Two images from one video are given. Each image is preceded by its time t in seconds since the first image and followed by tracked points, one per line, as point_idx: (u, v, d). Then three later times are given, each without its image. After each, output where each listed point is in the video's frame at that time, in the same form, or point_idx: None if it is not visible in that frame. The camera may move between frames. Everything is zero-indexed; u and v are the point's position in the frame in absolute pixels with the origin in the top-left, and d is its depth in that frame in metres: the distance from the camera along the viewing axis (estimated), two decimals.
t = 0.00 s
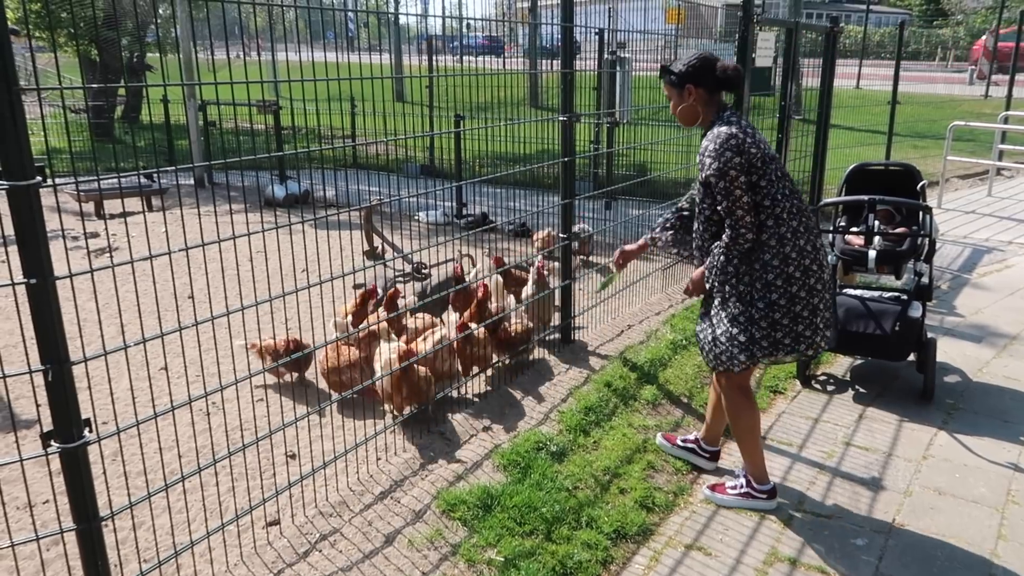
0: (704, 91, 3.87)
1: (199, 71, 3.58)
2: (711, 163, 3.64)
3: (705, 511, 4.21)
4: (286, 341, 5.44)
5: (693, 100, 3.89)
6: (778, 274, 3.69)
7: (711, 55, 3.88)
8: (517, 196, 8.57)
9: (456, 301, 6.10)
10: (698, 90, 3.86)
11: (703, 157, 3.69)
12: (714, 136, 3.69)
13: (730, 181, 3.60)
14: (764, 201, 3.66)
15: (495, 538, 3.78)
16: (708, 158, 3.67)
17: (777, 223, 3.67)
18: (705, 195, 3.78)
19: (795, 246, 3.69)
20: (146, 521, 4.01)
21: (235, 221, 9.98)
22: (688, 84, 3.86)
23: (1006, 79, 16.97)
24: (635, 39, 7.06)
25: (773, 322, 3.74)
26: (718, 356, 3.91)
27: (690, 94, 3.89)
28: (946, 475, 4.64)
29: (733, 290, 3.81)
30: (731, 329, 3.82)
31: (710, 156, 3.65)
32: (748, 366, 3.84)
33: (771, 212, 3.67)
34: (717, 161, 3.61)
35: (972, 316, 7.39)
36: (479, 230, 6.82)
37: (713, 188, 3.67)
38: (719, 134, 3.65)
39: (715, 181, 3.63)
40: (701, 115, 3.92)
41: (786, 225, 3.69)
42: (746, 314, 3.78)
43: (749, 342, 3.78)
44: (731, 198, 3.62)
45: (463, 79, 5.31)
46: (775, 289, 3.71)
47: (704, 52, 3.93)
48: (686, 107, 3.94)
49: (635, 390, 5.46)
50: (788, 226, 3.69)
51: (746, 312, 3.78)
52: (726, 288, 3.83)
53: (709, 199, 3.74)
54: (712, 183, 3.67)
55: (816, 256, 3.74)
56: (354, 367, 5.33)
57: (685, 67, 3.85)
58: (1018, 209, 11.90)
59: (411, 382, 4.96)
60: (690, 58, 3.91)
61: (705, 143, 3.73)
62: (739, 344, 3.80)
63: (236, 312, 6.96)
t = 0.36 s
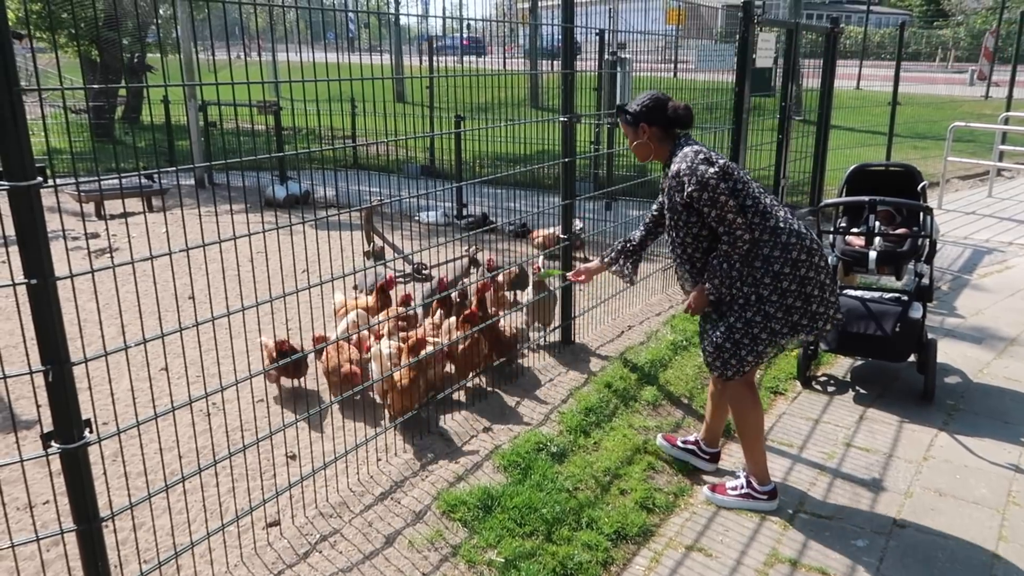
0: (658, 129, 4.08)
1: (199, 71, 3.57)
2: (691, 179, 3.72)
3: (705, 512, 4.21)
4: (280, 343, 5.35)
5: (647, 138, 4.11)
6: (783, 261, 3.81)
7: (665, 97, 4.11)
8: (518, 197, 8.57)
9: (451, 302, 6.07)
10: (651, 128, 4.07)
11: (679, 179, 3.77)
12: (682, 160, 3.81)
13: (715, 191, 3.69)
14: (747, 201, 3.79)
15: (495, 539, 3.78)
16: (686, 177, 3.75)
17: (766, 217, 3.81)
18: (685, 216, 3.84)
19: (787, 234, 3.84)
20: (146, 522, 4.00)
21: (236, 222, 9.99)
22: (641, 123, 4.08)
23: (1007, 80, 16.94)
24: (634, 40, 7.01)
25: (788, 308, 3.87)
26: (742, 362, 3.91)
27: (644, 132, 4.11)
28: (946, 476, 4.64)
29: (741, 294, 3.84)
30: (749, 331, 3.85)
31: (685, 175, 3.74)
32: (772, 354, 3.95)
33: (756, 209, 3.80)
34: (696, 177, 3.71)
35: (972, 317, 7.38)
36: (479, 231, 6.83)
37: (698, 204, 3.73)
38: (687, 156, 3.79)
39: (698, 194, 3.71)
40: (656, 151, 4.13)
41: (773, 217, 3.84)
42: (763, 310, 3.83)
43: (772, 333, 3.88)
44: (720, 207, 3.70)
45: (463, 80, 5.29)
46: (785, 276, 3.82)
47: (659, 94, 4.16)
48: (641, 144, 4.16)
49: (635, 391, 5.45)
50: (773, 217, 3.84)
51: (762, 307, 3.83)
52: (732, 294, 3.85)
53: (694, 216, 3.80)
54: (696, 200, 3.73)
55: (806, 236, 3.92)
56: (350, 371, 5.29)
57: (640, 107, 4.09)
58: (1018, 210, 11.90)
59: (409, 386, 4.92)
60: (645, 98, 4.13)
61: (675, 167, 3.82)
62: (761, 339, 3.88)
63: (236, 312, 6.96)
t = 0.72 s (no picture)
0: (645, 142, 4.09)
1: (198, 72, 3.57)
2: (683, 181, 3.75)
3: (705, 512, 4.21)
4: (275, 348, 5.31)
5: (635, 150, 4.11)
6: (781, 256, 3.84)
7: (652, 110, 4.13)
8: (518, 198, 8.60)
9: (443, 305, 6.10)
10: (639, 141, 4.08)
11: (670, 185, 3.80)
12: (672, 165, 3.84)
13: (707, 191, 3.73)
14: (739, 200, 3.83)
15: (495, 540, 3.77)
16: (677, 181, 3.78)
17: (758, 214, 3.85)
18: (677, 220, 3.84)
19: (781, 229, 3.87)
20: (146, 522, 3.99)
21: (236, 223, 9.98)
22: (629, 135, 4.08)
23: (1006, 81, 16.96)
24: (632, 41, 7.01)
25: (788, 301, 3.88)
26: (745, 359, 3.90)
27: (632, 144, 4.11)
28: (946, 477, 4.64)
29: (740, 292, 3.84)
30: (750, 328, 3.86)
31: (675, 178, 3.78)
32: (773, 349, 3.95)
33: (748, 207, 3.83)
34: (687, 179, 3.74)
35: (972, 318, 7.39)
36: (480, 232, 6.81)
37: (691, 206, 3.75)
38: (677, 161, 3.83)
39: (691, 196, 3.74)
40: (643, 163, 4.14)
41: (765, 214, 3.87)
42: (765, 306, 3.84)
43: (773, 328, 3.88)
44: (714, 207, 3.73)
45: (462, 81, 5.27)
46: (784, 270, 3.84)
47: (646, 107, 4.18)
48: (628, 156, 4.16)
49: (635, 392, 5.45)
50: (766, 213, 3.87)
51: (763, 302, 3.84)
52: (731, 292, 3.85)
53: (688, 219, 3.82)
54: (689, 203, 3.75)
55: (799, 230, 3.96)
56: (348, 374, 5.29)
57: (628, 119, 4.09)
58: (1018, 211, 11.90)
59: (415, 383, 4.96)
60: (632, 111, 4.14)
61: (665, 173, 3.84)
62: (762, 335, 3.88)
63: (236, 312, 6.95)
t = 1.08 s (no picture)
0: (642, 142, 4.08)
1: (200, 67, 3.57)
2: (680, 179, 3.74)
3: (706, 508, 4.21)
4: (275, 333, 5.31)
5: (632, 151, 4.10)
6: (782, 249, 3.83)
7: (648, 111, 4.13)
8: (519, 194, 8.59)
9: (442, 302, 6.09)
10: (635, 141, 4.06)
11: (668, 183, 3.79)
12: (668, 164, 3.83)
13: (705, 187, 3.72)
14: (737, 196, 3.82)
15: (496, 535, 3.78)
16: (675, 178, 3.77)
17: (756, 208, 3.85)
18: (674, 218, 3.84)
19: (781, 223, 3.87)
20: (148, 517, 4.00)
21: (237, 219, 9.98)
22: (626, 136, 4.07)
23: (1007, 78, 16.92)
24: (632, 38, 7.07)
25: (789, 294, 3.88)
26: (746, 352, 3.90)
27: (629, 145, 4.09)
28: (947, 473, 4.64)
29: (741, 286, 3.84)
30: (751, 321, 3.85)
31: (672, 176, 3.77)
32: (774, 341, 3.95)
33: (746, 202, 3.83)
34: (685, 176, 3.74)
35: (973, 315, 7.38)
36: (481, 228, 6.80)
37: (689, 203, 3.75)
38: (674, 159, 3.82)
39: (689, 192, 3.73)
40: (640, 164, 4.12)
41: (763, 208, 3.87)
42: (766, 300, 3.83)
43: (774, 320, 3.88)
44: (713, 202, 3.72)
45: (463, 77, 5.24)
46: (785, 263, 3.83)
47: (641, 108, 4.17)
48: (625, 157, 4.14)
49: (636, 388, 5.45)
50: (764, 207, 3.88)
51: (764, 295, 3.83)
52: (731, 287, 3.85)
53: (687, 216, 3.81)
54: (688, 200, 3.75)
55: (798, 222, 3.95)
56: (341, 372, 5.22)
57: (625, 120, 4.08)
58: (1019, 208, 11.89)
59: (424, 373, 5.11)
60: (627, 112, 4.12)
61: (662, 171, 3.83)
62: (763, 328, 3.88)
63: (237, 308, 6.95)
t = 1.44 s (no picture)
0: (660, 128, 4.10)
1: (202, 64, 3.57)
2: (693, 173, 3.73)
3: (709, 507, 4.21)
4: (276, 334, 5.37)
5: (650, 136, 4.12)
6: (788, 254, 3.83)
7: (668, 96, 4.13)
8: (522, 193, 8.58)
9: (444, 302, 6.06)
10: (653, 127, 4.09)
11: (679, 177, 3.77)
12: (680, 158, 3.81)
13: (718, 183, 3.71)
14: (748, 196, 3.81)
15: (499, 534, 3.78)
16: (686, 174, 3.75)
17: (767, 212, 3.84)
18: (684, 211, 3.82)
19: (790, 228, 3.86)
20: (151, 516, 4.00)
21: (240, 218, 9.99)
22: (645, 121, 4.09)
23: (1010, 76, 16.86)
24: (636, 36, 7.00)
25: (791, 300, 3.87)
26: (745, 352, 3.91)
27: (648, 130, 4.12)
28: (951, 472, 4.63)
29: (746, 286, 3.82)
30: (750, 324, 3.86)
31: (685, 169, 3.76)
32: (772, 346, 3.95)
33: (758, 205, 3.82)
34: (697, 172, 3.72)
35: (976, 314, 7.36)
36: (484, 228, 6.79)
37: (701, 198, 3.73)
38: (687, 154, 3.80)
39: (700, 188, 3.72)
40: (657, 150, 4.15)
41: (773, 212, 3.86)
42: (766, 304, 3.83)
43: (774, 326, 3.88)
44: (725, 198, 3.71)
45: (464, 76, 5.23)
46: (790, 269, 3.83)
47: (661, 92, 4.18)
48: (643, 142, 4.17)
49: (639, 386, 5.45)
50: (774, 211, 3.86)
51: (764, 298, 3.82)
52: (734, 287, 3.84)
53: (696, 213, 3.80)
54: (698, 196, 3.73)
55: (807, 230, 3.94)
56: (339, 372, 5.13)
57: (644, 104, 4.10)
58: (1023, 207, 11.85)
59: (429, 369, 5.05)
60: (648, 97, 4.14)
61: (674, 165, 3.82)
62: (762, 332, 3.88)
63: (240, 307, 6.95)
